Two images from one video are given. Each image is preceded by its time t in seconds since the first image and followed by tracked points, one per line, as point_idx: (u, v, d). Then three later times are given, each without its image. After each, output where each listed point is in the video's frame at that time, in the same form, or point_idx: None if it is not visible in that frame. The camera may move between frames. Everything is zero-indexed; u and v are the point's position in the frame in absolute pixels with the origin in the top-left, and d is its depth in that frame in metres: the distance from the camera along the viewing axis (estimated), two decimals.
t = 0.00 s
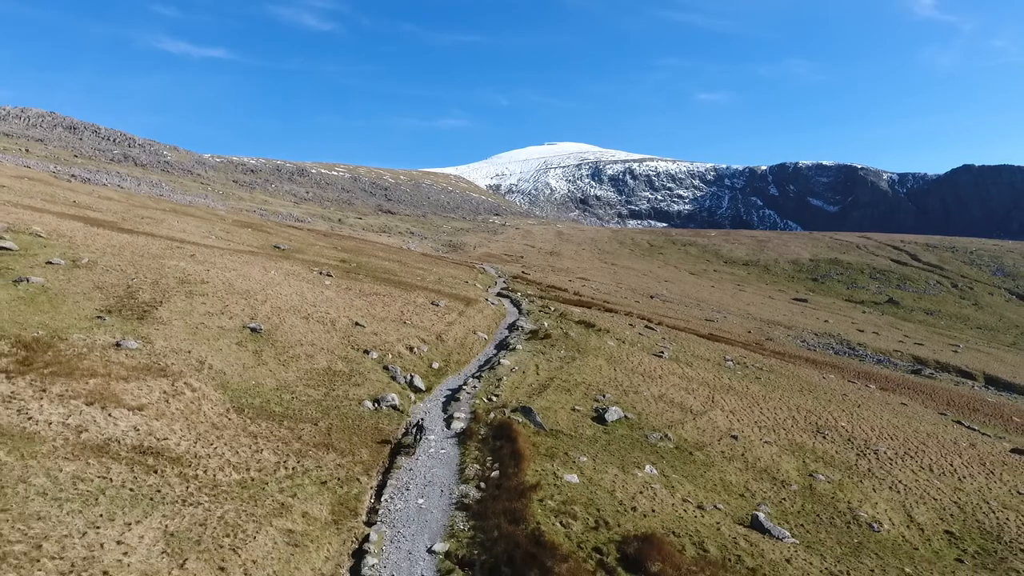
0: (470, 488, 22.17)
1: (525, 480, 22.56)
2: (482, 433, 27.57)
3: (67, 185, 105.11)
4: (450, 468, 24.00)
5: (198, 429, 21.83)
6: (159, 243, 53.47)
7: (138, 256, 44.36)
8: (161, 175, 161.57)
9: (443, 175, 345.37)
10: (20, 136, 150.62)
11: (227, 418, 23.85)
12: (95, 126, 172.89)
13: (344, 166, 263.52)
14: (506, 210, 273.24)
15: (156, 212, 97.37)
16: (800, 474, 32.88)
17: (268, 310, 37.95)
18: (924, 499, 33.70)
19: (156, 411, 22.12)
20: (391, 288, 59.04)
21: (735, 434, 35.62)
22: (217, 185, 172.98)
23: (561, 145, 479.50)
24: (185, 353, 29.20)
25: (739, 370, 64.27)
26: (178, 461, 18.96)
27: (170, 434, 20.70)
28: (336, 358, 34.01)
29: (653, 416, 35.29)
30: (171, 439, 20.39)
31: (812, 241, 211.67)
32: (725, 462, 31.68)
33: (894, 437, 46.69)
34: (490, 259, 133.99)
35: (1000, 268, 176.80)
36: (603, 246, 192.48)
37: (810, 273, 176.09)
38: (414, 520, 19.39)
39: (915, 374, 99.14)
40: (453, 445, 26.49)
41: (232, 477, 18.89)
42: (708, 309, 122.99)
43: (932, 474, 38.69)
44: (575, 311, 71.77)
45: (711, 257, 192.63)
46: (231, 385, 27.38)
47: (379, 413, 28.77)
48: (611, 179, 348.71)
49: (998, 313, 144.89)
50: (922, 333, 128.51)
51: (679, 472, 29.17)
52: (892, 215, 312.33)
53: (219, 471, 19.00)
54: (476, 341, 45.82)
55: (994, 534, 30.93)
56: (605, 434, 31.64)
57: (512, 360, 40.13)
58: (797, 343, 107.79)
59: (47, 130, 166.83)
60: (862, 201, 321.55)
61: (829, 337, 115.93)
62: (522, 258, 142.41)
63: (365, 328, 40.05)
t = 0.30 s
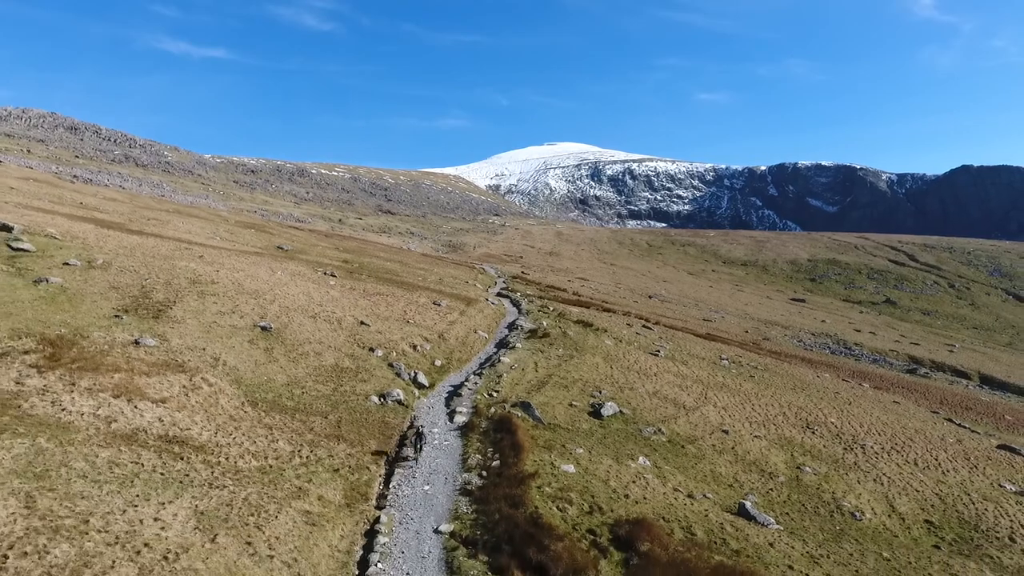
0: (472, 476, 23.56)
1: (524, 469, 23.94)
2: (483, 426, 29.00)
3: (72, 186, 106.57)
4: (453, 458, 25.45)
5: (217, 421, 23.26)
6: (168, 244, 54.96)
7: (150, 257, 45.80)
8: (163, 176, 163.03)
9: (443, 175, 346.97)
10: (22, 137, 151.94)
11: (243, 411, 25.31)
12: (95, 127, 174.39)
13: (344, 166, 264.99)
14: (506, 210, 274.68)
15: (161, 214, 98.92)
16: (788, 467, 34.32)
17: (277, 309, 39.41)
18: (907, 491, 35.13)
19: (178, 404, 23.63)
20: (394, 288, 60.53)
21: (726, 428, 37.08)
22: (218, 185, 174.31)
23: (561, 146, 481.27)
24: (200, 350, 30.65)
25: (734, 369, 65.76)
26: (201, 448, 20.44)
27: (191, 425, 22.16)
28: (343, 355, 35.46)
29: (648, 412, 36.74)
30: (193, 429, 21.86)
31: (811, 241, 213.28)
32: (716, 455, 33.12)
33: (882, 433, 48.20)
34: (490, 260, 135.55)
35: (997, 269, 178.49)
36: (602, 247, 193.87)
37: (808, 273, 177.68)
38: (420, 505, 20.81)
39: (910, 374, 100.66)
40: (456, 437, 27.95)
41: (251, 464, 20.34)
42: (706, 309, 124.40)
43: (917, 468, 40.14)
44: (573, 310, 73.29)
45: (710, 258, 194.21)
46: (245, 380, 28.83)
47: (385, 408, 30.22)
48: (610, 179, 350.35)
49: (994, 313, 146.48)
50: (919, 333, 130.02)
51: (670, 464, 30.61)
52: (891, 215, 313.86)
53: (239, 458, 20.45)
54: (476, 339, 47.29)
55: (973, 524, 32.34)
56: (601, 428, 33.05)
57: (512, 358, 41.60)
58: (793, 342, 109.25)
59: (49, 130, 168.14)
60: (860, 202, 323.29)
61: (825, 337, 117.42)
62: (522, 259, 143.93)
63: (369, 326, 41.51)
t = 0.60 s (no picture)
0: (475, 466, 25.05)
1: (523, 459, 25.41)
2: (484, 421, 30.50)
3: (76, 187, 107.86)
4: (456, 450, 26.95)
5: (234, 414, 24.71)
6: (176, 245, 56.45)
7: (160, 258, 47.22)
8: (164, 176, 164.41)
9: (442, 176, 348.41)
10: (24, 137, 153.18)
11: (258, 405, 26.78)
12: (95, 128, 175.56)
13: (343, 167, 266.20)
14: (505, 210, 276.16)
15: (164, 215, 100.33)
16: (776, 460, 35.85)
17: (285, 309, 40.88)
18: (890, 483, 36.65)
19: (198, 398, 25.09)
20: (396, 288, 62.01)
21: (717, 424, 38.61)
22: (219, 186, 175.48)
23: (560, 146, 482.82)
24: (214, 348, 32.11)
25: (729, 367, 67.32)
26: (223, 439, 21.90)
27: (211, 417, 23.61)
28: (349, 353, 36.94)
29: (642, 407, 38.26)
30: (214, 421, 23.32)
31: (809, 242, 214.98)
32: (707, 448, 34.64)
33: (870, 429, 49.73)
34: (489, 260, 137.03)
35: (994, 269, 180.19)
36: (601, 247, 195.41)
37: (806, 273, 179.36)
38: (427, 491, 22.32)
39: (904, 373, 102.25)
40: (459, 430, 29.44)
41: (269, 453, 21.80)
42: (704, 309, 125.86)
43: (902, 462, 41.67)
44: (572, 310, 74.79)
45: (708, 258, 195.84)
46: (258, 377, 30.30)
47: (391, 403, 31.69)
48: (609, 179, 351.96)
49: (990, 313, 148.23)
50: (915, 333, 131.69)
51: (663, 456, 32.12)
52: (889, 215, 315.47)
53: (257, 447, 21.91)
54: (477, 338, 48.77)
55: (952, 514, 33.87)
56: (597, 423, 34.55)
57: (512, 356, 43.10)
58: (790, 342, 110.73)
59: (49, 131, 169.29)
60: (859, 203, 325.20)
61: (821, 336, 118.97)
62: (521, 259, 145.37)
63: (374, 325, 42.97)
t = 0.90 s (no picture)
0: (477, 457, 26.56)
1: (523, 451, 26.96)
2: (485, 416, 32.02)
3: (79, 189, 109.14)
4: (459, 442, 28.50)
5: (250, 408, 26.20)
6: (184, 247, 58.02)
7: (170, 260, 48.70)
8: (164, 177, 165.53)
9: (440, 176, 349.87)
10: (24, 138, 154.17)
11: (272, 400, 28.28)
12: (95, 129, 176.69)
13: (342, 168, 267.45)
14: (503, 211, 277.53)
15: (168, 216, 101.72)
16: (765, 454, 37.43)
17: (293, 309, 42.38)
18: (875, 476, 38.22)
19: (216, 394, 26.62)
20: (398, 289, 63.52)
21: (709, 419, 40.20)
22: (218, 187, 176.70)
23: (559, 147, 484.47)
24: (228, 346, 33.60)
25: (723, 366, 68.98)
26: (242, 431, 23.41)
27: (229, 411, 25.10)
28: (356, 351, 38.48)
29: (636, 404, 39.85)
30: (232, 415, 24.82)
31: (806, 242, 216.76)
32: (698, 442, 36.22)
33: (858, 425, 51.41)
34: (488, 260, 138.57)
35: (989, 270, 182.02)
36: (600, 248, 197.10)
37: (802, 273, 181.10)
38: (433, 480, 23.86)
39: (898, 372, 103.91)
40: (461, 424, 31.01)
41: (285, 444, 23.29)
42: (701, 309, 127.43)
43: (888, 456, 43.23)
44: (570, 310, 76.27)
45: (706, 258, 197.52)
46: (270, 374, 31.83)
47: (397, 399, 33.24)
48: (608, 180, 353.68)
49: (985, 313, 150.08)
50: (910, 332, 133.42)
51: (655, 449, 33.70)
52: (887, 215, 317.24)
53: (273, 439, 23.38)
54: (478, 337, 50.33)
55: (932, 505, 35.46)
56: (593, 418, 36.12)
57: (511, 355, 44.65)
58: (785, 342, 112.41)
59: (49, 132, 170.29)
60: (856, 203, 327.35)
61: (817, 336, 120.51)
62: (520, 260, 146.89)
63: (378, 325, 44.51)
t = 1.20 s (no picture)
0: (480, 449, 28.13)
1: (523, 443, 28.53)
2: (487, 411, 33.60)
3: (83, 190, 110.61)
4: (463, 435, 30.08)
5: (266, 403, 27.79)
6: (192, 249, 59.60)
7: (181, 262, 50.25)
8: (166, 178, 166.90)
9: (440, 177, 351.26)
10: (25, 139, 155.34)
11: (286, 395, 29.85)
12: (96, 130, 178.09)
13: (342, 168, 268.91)
14: (503, 211, 279.11)
15: (172, 218, 103.34)
16: (755, 448, 39.01)
17: (301, 309, 43.98)
18: (860, 470, 39.81)
19: (234, 389, 28.21)
20: (401, 290, 65.12)
21: (702, 415, 41.77)
22: (220, 188, 178.16)
23: (558, 147, 485.91)
24: (241, 345, 35.20)
25: (719, 365, 70.61)
26: (260, 424, 24.98)
27: (247, 406, 26.68)
28: (362, 350, 40.06)
29: (632, 401, 41.42)
30: (249, 409, 26.40)
31: (804, 243, 218.56)
32: (691, 437, 37.79)
33: (848, 422, 53.04)
34: (488, 261, 140.19)
35: (986, 270, 183.86)
36: (599, 248, 198.69)
37: (800, 274, 182.83)
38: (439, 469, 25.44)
39: (893, 371, 105.60)
40: (464, 419, 32.56)
41: (301, 436, 24.88)
42: (699, 309, 129.05)
43: (875, 452, 44.83)
44: (569, 311, 77.79)
45: (704, 258, 199.21)
46: (282, 371, 33.40)
47: (403, 395, 34.81)
48: (607, 180, 355.35)
49: (981, 313, 151.84)
50: (906, 332, 135.10)
51: (650, 444, 35.26)
52: (886, 216, 318.86)
53: (290, 431, 24.95)
54: (479, 337, 51.93)
55: (914, 496, 37.06)
56: (590, 414, 37.69)
57: (512, 354, 46.22)
58: (782, 342, 114.02)
59: (50, 133, 171.56)
60: (855, 203, 329.12)
61: (814, 336, 122.08)
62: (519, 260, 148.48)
63: (383, 325, 46.08)
